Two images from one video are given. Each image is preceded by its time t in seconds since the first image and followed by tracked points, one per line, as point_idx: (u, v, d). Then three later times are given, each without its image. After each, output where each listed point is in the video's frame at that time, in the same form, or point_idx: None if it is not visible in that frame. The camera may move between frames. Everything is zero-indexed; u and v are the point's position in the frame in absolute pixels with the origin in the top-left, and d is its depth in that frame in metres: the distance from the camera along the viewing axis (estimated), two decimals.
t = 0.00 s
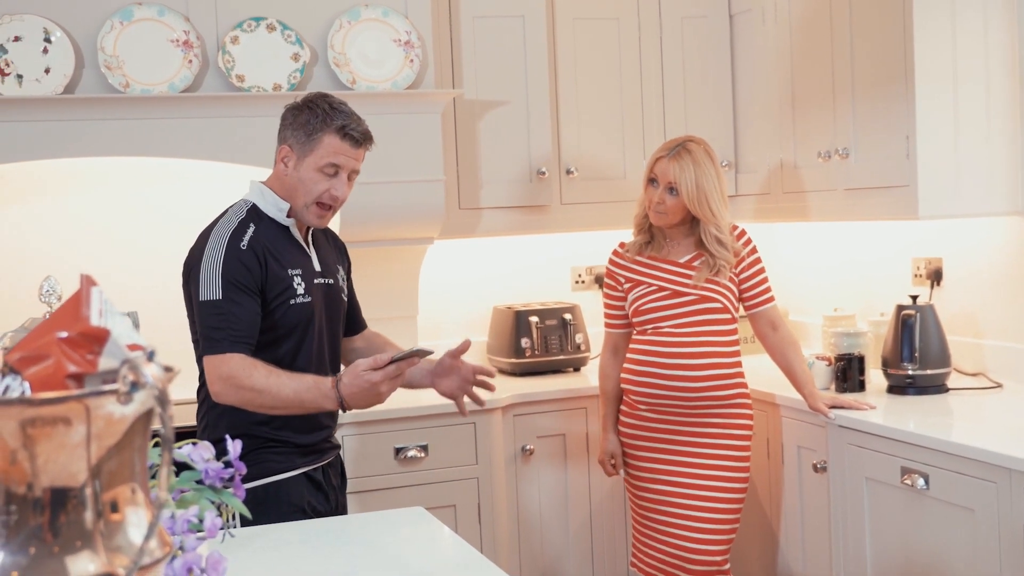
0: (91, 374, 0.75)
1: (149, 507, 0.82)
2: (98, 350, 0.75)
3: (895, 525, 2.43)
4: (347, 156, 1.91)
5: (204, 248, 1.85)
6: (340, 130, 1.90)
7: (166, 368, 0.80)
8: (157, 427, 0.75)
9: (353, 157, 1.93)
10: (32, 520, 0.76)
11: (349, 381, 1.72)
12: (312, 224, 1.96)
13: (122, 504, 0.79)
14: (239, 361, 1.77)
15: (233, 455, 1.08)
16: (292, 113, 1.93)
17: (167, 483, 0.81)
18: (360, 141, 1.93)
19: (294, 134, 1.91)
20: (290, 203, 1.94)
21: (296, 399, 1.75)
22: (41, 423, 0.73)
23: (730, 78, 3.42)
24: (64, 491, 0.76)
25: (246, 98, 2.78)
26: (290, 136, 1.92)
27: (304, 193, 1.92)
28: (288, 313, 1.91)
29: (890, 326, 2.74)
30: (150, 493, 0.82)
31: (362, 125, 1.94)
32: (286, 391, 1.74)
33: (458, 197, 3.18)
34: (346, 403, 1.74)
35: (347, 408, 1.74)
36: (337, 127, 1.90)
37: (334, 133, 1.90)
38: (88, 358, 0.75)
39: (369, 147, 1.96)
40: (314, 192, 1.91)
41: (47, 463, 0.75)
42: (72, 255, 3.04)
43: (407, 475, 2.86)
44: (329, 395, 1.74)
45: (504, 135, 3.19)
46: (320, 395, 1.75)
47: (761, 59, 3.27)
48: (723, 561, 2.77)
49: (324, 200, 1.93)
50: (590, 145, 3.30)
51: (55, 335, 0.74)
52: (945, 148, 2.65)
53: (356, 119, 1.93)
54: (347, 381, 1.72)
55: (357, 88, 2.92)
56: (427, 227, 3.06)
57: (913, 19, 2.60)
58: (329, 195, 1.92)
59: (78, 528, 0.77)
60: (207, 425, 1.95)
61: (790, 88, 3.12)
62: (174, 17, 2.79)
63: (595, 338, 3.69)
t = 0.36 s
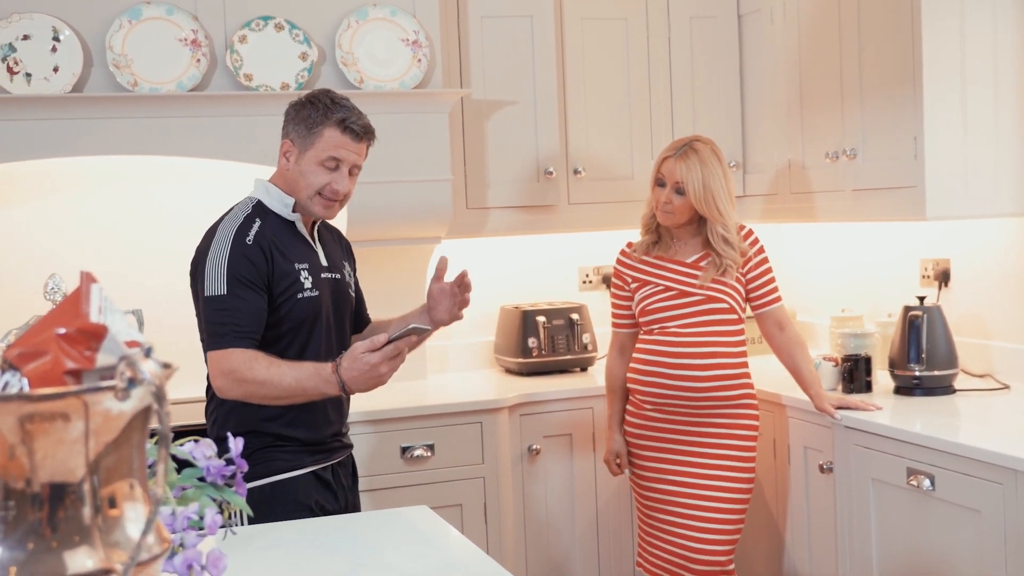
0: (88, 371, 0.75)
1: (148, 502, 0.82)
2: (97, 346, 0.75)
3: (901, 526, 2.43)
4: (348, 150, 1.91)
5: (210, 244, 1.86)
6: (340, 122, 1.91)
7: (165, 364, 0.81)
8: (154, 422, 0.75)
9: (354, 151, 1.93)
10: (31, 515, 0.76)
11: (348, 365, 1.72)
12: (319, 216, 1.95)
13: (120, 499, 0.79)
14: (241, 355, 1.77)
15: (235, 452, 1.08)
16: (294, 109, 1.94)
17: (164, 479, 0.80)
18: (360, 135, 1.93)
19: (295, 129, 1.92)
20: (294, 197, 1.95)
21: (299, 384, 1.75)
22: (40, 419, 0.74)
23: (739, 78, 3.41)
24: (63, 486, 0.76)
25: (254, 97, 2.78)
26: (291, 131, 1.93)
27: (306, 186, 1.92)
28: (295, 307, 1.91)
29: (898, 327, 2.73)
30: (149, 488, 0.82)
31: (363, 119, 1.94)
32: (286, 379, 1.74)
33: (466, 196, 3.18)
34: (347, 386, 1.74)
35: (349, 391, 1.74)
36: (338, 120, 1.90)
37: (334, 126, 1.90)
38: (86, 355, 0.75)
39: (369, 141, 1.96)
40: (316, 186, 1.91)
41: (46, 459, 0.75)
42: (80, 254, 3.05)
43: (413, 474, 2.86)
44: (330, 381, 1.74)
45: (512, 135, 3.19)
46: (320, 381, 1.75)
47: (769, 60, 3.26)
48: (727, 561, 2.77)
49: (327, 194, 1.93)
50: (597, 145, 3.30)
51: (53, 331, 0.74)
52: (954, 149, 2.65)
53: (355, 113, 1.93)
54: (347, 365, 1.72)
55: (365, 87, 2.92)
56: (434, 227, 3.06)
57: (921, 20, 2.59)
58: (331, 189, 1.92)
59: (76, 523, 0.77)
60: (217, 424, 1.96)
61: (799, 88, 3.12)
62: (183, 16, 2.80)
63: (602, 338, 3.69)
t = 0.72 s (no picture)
0: (92, 370, 0.75)
1: (150, 501, 0.83)
2: (99, 345, 0.75)
3: (908, 526, 2.42)
4: (360, 151, 1.91)
5: (223, 246, 1.86)
6: (352, 124, 1.90)
7: (168, 364, 0.82)
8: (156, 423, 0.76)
9: (365, 152, 1.93)
10: (33, 514, 0.76)
11: (364, 358, 1.72)
12: (330, 217, 1.95)
13: (123, 498, 0.80)
14: (256, 357, 1.78)
15: (240, 452, 1.08)
16: (306, 109, 1.94)
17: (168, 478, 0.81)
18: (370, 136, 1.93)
19: (306, 130, 1.92)
20: (306, 197, 1.95)
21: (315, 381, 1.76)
22: (42, 418, 0.74)
23: (746, 78, 3.41)
24: (66, 485, 0.77)
25: (261, 97, 2.79)
26: (303, 133, 1.93)
27: (319, 188, 1.92)
28: (308, 308, 1.92)
29: (905, 327, 2.72)
30: (151, 488, 0.83)
31: (373, 120, 1.93)
32: (302, 377, 1.75)
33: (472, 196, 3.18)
34: (363, 380, 1.74)
35: (367, 384, 1.74)
36: (349, 122, 1.90)
37: (346, 128, 1.90)
38: (88, 354, 0.75)
39: (381, 142, 1.96)
40: (328, 186, 1.91)
41: (49, 457, 0.75)
42: (88, 253, 3.06)
43: (420, 474, 2.86)
44: (347, 375, 1.74)
45: (518, 135, 3.19)
46: (336, 377, 1.75)
47: (776, 59, 3.26)
48: (733, 561, 2.76)
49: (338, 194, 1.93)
50: (604, 145, 3.30)
51: (56, 330, 0.74)
52: (962, 149, 2.64)
53: (366, 114, 1.93)
54: (361, 359, 1.73)
55: (372, 87, 2.93)
56: (440, 227, 3.06)
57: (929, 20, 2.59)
58: (343, 190, 1.92)
59: (79, 521, 0.78)
60: (228, 424, 1.97)
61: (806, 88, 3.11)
62: (189, 16, 2.80)
63: (609, 338, 3.69)
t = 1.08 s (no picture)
0: (89, 366, 0.76)
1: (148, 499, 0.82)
2: (97, 341, 0.76)
3: (909, 525, 2.42)
4: (366, 153, 1.91)
5: (226, 245, 1.85)
6: (360, 127, 1.90)
7: (168, 360, 0.81)
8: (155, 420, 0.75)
9: (371, 154, 1.92)
10: (31, 511, 0.76)
11: (370, 358, 1.73)
12: (333, 219, 1.96)
13: (121, 496, 0.80)
14: (262, 356, 1.78)
15: (239, 449, 1.08)
16: (312, 109, 1.93)
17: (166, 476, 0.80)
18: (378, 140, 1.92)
19: (314, 132, 1.91)
20: (310, 197, 1.95)
21: (321, 381, 1.76)
22: (40, 414, 0.73)
23: (747, 76, 3.40)
24: (63, 482, 0.76)
25: (262, 94, 2.79)
26: (310, 133, 1.92)
27: (324, 189, 1.92)
28: (311, 307, 1.91)
29: (906, 326, 2.72)
30: (150, 486, 0.83)
31: (381, 123, 1.93)
32: (308, 377, 1.75)
33: (473, 193, 3.18)
34: (370, 380, 1.75)
35: (373, 384, 1.75)
36: (356, 124, 1.90)
37: (353, 130, 1.89)
38: (86, 350, 0.76)
39: (387, 143, 1.96)
40: (334, 188, 1.91)
41: (45, 455, 0.75)
42: (88, 251, 3.06)
43: (421, 472, 2.86)
44: (353, 374, 1.74)
45: (519, 133, 3.19)
46: (343, 377, 1.75)
47: (778, 57, 3.25)
48: (734, 560, 2.76)
49: (343, 196, 1.93)
50: (606, 143, 3.30)
51: (54, 326, 0.75)
52: (964, 147, 2.63)
53: (375, 118, 1.92)
54: (368, 358, 1.73)
55: (373, 84, 2.92)
56: (441, 224, 3.06)
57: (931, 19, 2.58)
58: (349, 192, 1.92)
59: (76, 519, 0.77)
60: (230, 422, 1.96)
61: (808, 86, 3.11)
62: (190, 12, 2.80)
63: (610, 336, 3.68)
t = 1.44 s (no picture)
0: (77, 363, 0.75)
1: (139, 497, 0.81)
2: (86, 338, 0.75)
3: (899, 523, 2.42)
4: (352, 146, 1.90)
5: (214, 241, 1.84)
6: (344, 119, 1.89)
7: (158, 357, 0.80)
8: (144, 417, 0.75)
9: (357, 147, 1.92)
10: (19, 510, 0.76)
11: (358, 353, 1.72)
12: (322, 213, 1.95)
13: (110, 494, 0.79)
14: (249, 351, 1.77)
15: (229, 446, 1.07)
16: (298, 104, 1.93)
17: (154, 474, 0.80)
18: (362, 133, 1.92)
19: (299, 125, 1.91)
20: (297, 193, 1.94)
21: (310, 377, 1.75)
22: (28, 412, 0.73)
23: (738, 75, 3.40)
24: (52, 480, 0.76)
25: (253, 91, 2.77)
26: (295, 128, 1.92)
27: (310, 184, 1.91)
28: (299, 303, 1.91)
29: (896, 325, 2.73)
30: (139, 484, 0.82)
31: (365, 117, 1.92)
32: (297, 372, 1.74)
33: (464, 191, 3.17)
34: (358, 376, 1.74)
35: (361, 380, 1.74)
36: (341, 118, 1.89)
37: (337, 123, 1.89)
38: (75, 347, 0.75)
39: (374, 137, 1.95)
40: (319, 182, 1.90)
41: (34, 452, 0.74)
42: (77, 248, 3.05)
43: (411, 469, 2.86)
44: (341, 370, 1.74)
45: (510, 130, 3.18)
46: (331, 372, 1.74)
47: (768, 56, 3.26)
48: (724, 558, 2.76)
49: (330, 190, 1.92)
50: (597, 141, 3.30)
51: (42, 323, 0.74)
52: (954, 145, 2.64)
53: (358, 111, 1.92)
54: (356, 354, 1.73)
55: (364, 81, 2.92)
56: (432, 222, 3.05)
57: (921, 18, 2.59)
58: (335, 185, 1.91)
59: (64, 517, 0.77)
60: (218, 419, 1.95)
61: (799, 84, 3.11)
62: (180, 8, 2.79)
63: (601, 334, 3.68)
